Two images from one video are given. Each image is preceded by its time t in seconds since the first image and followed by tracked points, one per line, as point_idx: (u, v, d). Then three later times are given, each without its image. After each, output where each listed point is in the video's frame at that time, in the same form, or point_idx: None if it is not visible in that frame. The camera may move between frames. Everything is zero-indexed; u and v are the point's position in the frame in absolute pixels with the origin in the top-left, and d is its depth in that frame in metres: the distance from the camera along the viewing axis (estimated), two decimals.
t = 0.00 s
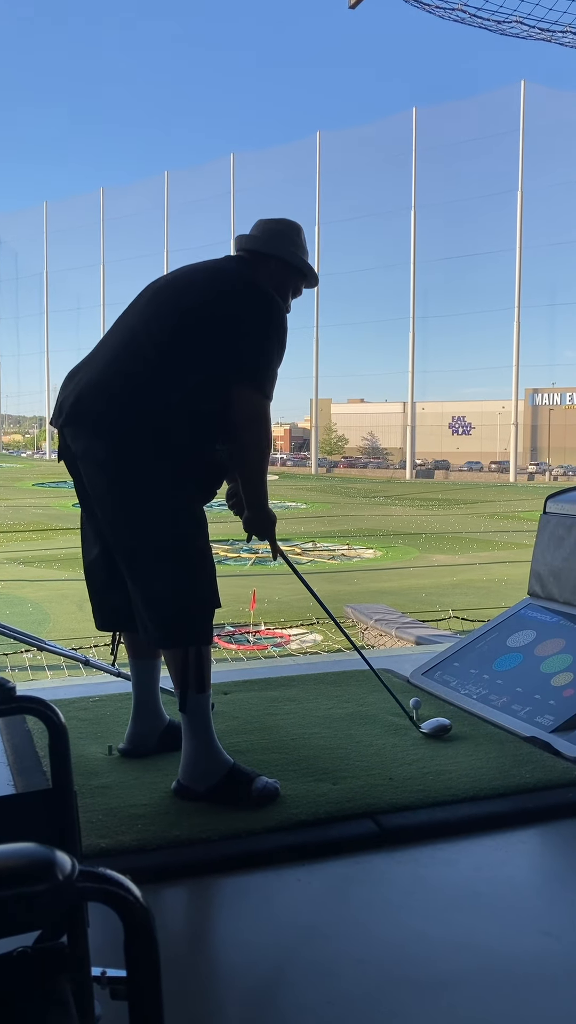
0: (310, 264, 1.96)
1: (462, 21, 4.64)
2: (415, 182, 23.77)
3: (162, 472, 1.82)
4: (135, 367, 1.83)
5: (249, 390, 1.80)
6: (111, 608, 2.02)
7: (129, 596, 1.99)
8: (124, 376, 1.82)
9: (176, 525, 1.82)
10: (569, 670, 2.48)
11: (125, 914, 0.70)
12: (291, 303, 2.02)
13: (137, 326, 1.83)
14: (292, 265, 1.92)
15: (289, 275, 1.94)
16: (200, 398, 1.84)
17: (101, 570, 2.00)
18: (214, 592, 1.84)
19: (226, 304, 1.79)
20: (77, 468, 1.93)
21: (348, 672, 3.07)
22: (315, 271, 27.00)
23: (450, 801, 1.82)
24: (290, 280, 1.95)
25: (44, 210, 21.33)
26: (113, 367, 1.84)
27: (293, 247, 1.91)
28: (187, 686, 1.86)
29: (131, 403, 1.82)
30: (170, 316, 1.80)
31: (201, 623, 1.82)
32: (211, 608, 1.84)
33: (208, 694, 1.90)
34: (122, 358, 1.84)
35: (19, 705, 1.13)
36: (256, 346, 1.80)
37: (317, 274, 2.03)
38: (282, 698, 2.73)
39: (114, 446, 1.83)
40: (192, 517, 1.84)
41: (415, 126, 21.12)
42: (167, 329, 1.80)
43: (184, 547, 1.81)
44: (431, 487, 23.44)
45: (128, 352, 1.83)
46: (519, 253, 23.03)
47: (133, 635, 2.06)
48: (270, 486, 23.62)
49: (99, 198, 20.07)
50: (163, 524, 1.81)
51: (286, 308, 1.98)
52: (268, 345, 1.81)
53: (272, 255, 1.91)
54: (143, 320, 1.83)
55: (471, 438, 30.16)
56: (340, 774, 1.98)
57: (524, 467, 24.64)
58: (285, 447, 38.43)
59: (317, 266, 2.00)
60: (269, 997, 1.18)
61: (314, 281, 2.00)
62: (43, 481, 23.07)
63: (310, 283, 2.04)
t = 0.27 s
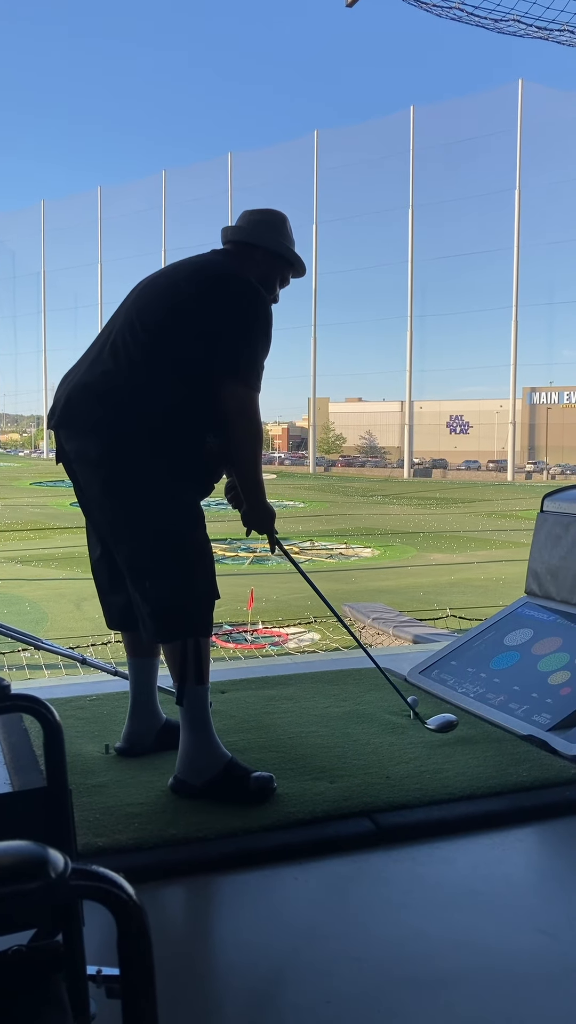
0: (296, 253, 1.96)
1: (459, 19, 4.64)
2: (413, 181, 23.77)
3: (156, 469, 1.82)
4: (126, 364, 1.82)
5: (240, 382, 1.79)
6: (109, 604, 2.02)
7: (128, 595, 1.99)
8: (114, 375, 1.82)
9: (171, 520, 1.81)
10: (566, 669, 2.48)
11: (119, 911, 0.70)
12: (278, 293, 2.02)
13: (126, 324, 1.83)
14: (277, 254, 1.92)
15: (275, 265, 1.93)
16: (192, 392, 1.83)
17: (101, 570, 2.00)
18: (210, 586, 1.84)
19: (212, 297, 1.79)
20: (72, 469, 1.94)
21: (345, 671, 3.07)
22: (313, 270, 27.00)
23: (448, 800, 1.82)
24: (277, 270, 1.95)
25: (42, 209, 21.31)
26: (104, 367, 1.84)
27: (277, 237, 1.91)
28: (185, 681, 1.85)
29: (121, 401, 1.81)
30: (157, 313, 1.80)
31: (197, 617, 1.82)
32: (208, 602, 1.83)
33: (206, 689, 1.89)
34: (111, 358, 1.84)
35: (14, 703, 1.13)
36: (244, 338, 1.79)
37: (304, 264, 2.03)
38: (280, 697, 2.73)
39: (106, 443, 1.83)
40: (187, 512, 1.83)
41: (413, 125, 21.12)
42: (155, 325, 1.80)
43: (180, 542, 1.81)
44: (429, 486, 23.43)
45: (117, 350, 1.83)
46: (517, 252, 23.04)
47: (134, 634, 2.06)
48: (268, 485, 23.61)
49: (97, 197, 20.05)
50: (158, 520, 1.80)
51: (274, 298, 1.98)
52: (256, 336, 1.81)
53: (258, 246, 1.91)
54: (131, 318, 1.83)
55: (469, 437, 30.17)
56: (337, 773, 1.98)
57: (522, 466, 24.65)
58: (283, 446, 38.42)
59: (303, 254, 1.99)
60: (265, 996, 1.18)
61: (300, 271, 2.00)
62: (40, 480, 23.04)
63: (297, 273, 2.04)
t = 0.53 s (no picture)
0: (303, 259, 1.95)
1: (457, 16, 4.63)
2: (411, 179, 23.76)
3: (155, 470, 1.82)
4: (127, 363, 1.82)
5: (241, 387, 1.79)
6: (107, 604, 2.01)
7: (125, 594, 1.98)
8: (115, 374, 1.82)
9: (169, 522, 1.81)
10: (565, 667, 2.48)
11: (118, 909, 0.70)
12: (284, 298, 2.02)
13: (128, 324, 1.82)
14: (284, 260, 1.92)
15: (281, 270, 1.93)
16: (193, 395, 1.83)
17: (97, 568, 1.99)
18: (208, 589, 1.84)
19: (216, 300, 1.79)
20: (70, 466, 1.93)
21: (344, 669, 3.07)
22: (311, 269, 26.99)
23: (447, 797, 1.82)
24: (283, 275, 1.94)
25: (40, 207, 21.27)
26: (104, 366, 1.83)
27: (285, 243, 1.91)
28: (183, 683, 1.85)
29: (121, 401, 1.81)
30: (159, 314, 1.79)
31: (196, 620, 1.81)
32: (205, 606, 1.83)
33: (203, 691, 1.89)
34: (113, 357, 1.83)
35: (12, 701, 1.13)
36: (248, 343, 1.79)
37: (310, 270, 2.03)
38: (279, 694, 2.72)
39: (104, 442, 1.82)
40: (186, 514, 1.83)
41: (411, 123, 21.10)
42: (157, 326, 1.79)
43: (177, 544, 1.81)
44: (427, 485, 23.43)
45: (118, 350, 1.83)
46: (515, 251, 23.03)
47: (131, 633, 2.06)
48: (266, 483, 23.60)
49: (95, 195, 20.01)
50: (156, 521, 1.80)
51: (279, 303, 1.98)
52: (259, 341, 1.81)
53: (265, 251, 1.90)
54: (132, 318, 1.82)
55: (467, 435, 30.17)
56: (336, 771, 1.98)
57: (520, 464, 24.65)
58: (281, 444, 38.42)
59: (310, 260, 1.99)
60: (264, 994, 1.18)
61: (307, 278, 2.00)
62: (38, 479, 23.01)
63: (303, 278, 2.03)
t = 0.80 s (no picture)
0: (307, 259, 1.95)
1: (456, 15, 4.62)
2: (410, 178, 23.73)
3: (155, 468, 1.81)
4: (128, 361, 1.82)
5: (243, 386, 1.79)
6: (104, 602, 2.01)
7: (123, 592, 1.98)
8: (115, 370, 1.82)
9: (168, 520, 1.80)
10: (563, 665, 2.48)
11: (116, 906, 0.70)
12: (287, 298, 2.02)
13: (129, 321, 1.82)
14: (288, 260, 1.92)
15: (285, 270, 1.93)
16: (194, 394, 1.83)
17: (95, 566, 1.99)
18: (207, 588, 1.84)
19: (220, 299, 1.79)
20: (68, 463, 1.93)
21: (342, 668, 3.07)
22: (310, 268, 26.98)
23: (445, 795, 1.82)
24: (286, 275, 1.94)
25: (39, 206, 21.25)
26: (105, 362, 1.83)
27: (289, 243, 1.91)
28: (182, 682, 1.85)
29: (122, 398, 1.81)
30: (162, 312, 1.79)
31: (195, 619, 1.81)
32: (205, 604, 1.83)
33: (201, 690, 1.89)
34: (114, 354, 1.83)
35: (10, 699, 1.12)
36: (250, 343, 1.79)
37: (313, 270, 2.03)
38: (277, 693, 2.72)
39: (104, 439, 1.82)
40: (185, 513, 1.83)
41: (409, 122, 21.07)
42: (159, 324, 1.79)
43: (176, 542, 1.81)
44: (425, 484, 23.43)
45: (120, 347, 1.83)
46: (514, 249, 23.01)
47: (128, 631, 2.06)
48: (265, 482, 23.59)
49: (94, 194, 19.99)
50: (156, 519, 1.80)
51: (282, 302, 1.98)
52: (262, 341, 1.81)
53: (269, 250, 1.90)
54: (134, 315, 1.82)
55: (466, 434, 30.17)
56: (334, 769, 1.98)
57: (519, 462, 24.65)
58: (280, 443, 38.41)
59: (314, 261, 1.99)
60: (262, 991, 1.18)
61: (310, 278, 2.00)
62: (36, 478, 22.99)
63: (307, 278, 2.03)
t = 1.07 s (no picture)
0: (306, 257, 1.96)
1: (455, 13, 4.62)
2: (409, 177, 23.72)
3: (157, 466, 1.82)
4: (129, 360, 1.82)
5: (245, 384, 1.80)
6: (104, 601, 2.01)
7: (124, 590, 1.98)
8: (117, 369, 1.82)
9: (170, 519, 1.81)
10: (562, 664, 2.49)
11: (116, 904, 0.70)
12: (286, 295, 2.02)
13: (131, 319, 1.82)
14: (288, 258, 1.92)
15: (285, 268, 1.93)
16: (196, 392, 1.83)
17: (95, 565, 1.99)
18: (209, 587, 1.84)
19: (221, 297, 1.79)
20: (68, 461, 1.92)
21: (341, 667, 3.07)
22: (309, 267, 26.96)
23: (444, 794, 1.82)
24: (286, 274, 1.95)
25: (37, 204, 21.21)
26: (106, 361, 1.83)
27: (289, 240, 1.91)
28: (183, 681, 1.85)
29: (124, 396, 1.81)
30: (163, 310, 1.79)
31: (197, 617, 1.82)
32: (206, 603, 1.84)
33: (202, 688, 1.89)
34: (116, 352, 1.83)
35: (10, 697, 1.12)
36: (252, 341, 1.80)
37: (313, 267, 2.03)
38: (276, 692, 2.72)
39: (106, 438, 1.82)
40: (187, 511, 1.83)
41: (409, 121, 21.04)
42: (160, 322, 1.79)
43: (178, 541, 1.81)
44: (424, 483, 23.42)
45: (122, 345, 1.83)
46: (513, 248, 23.01)
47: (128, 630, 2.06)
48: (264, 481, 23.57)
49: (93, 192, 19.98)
50: (158, 517, 1.80)
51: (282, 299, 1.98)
52: (263, 339, 1.81)
53: (269, 248, 1.90)
54: (136, 313, 1.82)
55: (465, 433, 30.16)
56: (333, 768, 1.98)
57: (518, 461, 24.64)
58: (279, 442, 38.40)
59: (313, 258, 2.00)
60: (262, 989, 1.18)
61: (309, 276, 2.00)
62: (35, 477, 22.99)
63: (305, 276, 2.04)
